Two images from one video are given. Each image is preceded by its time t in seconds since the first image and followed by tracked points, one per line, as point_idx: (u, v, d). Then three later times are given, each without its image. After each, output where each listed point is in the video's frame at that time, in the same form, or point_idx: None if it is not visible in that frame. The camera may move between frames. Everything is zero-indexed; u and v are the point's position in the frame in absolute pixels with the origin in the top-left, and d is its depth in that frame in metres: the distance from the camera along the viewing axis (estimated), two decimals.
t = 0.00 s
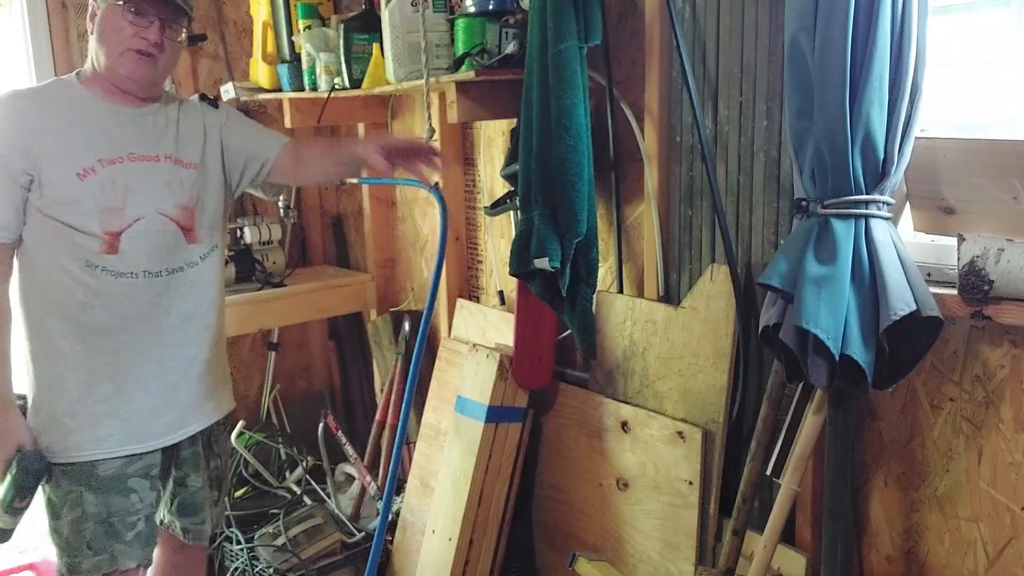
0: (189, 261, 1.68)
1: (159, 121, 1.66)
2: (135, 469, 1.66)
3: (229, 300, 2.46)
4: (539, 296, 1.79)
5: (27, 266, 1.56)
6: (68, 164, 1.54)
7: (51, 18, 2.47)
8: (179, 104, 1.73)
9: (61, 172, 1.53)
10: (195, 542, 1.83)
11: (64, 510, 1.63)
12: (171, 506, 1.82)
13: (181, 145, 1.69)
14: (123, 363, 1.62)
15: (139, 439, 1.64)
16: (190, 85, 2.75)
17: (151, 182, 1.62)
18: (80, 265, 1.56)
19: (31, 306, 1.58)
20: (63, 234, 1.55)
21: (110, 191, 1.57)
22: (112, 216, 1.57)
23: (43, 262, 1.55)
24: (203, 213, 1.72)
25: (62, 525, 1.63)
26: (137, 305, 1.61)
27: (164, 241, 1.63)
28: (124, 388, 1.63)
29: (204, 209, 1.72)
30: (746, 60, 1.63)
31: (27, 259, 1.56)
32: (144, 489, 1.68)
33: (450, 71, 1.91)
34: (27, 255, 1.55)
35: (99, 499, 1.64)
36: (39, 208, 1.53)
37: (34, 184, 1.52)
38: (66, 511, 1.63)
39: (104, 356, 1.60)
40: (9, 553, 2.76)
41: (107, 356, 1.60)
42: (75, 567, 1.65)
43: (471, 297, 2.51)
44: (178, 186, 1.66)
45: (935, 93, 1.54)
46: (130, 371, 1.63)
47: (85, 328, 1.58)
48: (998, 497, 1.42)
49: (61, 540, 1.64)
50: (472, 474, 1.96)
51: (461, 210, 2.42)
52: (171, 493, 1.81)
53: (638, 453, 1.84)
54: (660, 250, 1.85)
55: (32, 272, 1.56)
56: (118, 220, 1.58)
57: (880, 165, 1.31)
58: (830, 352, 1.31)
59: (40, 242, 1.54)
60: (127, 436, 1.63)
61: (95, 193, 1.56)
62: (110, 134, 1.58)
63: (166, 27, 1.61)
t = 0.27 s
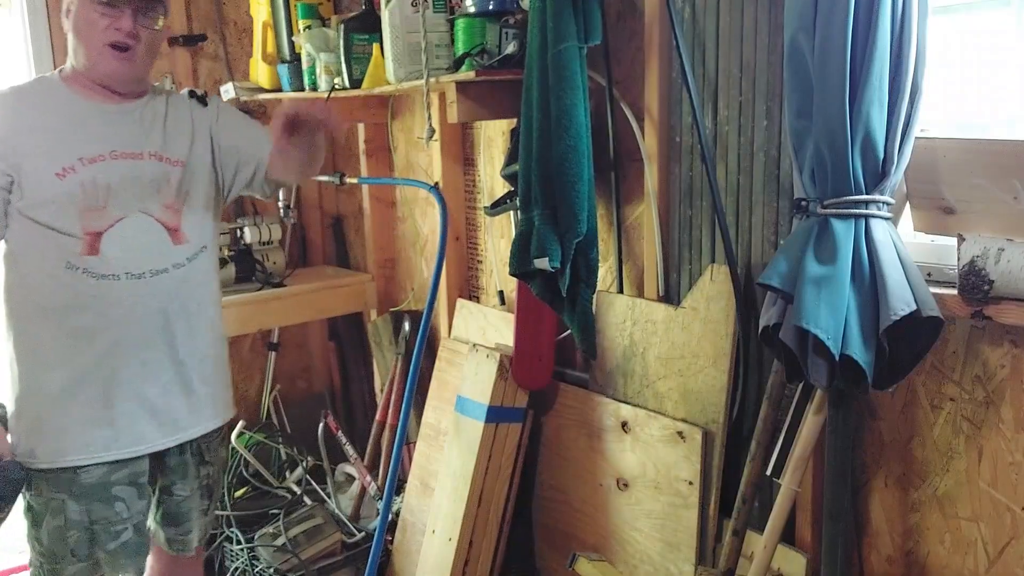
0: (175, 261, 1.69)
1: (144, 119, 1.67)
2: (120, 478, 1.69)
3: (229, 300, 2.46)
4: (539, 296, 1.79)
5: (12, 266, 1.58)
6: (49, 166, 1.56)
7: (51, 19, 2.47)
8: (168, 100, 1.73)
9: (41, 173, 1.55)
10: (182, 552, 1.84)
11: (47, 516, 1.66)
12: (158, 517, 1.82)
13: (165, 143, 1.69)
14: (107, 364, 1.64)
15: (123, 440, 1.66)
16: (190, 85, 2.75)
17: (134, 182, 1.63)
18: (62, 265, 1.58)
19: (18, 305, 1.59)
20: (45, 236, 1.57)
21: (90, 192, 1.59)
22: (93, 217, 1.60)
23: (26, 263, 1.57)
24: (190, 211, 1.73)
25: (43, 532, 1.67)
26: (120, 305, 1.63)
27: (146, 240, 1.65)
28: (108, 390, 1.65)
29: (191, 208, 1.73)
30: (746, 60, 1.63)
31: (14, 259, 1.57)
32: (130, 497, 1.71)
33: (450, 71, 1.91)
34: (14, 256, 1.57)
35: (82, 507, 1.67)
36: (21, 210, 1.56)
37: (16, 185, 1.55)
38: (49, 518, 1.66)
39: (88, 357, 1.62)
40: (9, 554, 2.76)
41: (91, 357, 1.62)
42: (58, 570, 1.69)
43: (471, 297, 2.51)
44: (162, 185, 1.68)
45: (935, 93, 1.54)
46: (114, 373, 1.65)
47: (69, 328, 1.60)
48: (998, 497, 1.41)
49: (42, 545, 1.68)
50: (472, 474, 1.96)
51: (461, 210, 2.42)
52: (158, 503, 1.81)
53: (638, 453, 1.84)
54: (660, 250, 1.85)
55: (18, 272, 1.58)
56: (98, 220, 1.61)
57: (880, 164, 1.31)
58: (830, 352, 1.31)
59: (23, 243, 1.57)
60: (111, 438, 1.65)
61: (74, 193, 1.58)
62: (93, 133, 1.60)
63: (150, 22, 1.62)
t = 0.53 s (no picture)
0: (158, 270, 1.61)
1: (129, 120, 1.59)
2: (108, 487, 1.63)
3: (211, 301, 2.41)
4: (539, 296, 1.79)
5: None
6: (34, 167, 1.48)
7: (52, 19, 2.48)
8: (152, 98, 1.66)
9: (20, 180, 1.46)
10: (173, 561, 1.79)
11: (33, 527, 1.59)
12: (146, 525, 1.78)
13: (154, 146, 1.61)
14: (87, 382, 1.55)
15: (105, 461, 1.59)
16: (190, 85, 2.75)
17: (116, 188, 1.55)
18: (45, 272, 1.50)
19: None
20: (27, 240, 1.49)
21: (70, 198, 1.50)
22: (73, 224, 1.51)
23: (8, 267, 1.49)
24: (174, 217, 1.65)
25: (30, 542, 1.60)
26: (101, 318, 1.54)
27: (132, 249, 1.57)
28: (87, 409, 1.56)
29: (176, 213, 1.65)
30: (746, 60, 1.63)
31: None
32: (116, 507, 1.65)
33: (450, 71, 1.91)
34: None
35: (69, 517, 1.61)
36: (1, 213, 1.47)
37: None
38: (35, 528, 1.59)
39: (66, 373, 1.54)
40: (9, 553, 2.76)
41: (69, 373, 1.54)
42: None
43: (471, 297, 2.51)
44: (147, 190, 1.59)
45: (935, 92, 1.54)
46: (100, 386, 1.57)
47: (50, 337, 1.52)
48: (998, 497, 1.41)
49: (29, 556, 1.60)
50: (472, 474, 1.96)
51: (461, 210, 2.42)
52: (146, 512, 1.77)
53: (638, 453, 1.84)
54: (660, 250, 1.85)
55: None
56: (80, 228, 1.51)
57: (880, 165, 1.31)
58: (830, 352, 1.30)
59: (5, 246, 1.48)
60: (95, 454, 1.58)
61: (55, 200, 1.49)
62: (79, 135, 1.52)
63: (132, 20, 1.61)
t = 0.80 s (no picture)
0: (154, 276, 1.62)
1: (127, 126, 1.60)
2: (96, 492, 1.60)
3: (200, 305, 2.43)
4: (539, 296, 1.79)
5: None
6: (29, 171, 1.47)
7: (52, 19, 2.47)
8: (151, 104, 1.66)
9: (18, 182, 1.46)
10: (169, 564, 1.78)
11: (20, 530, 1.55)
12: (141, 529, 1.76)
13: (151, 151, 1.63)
14: (81, 387, 1.55)
15: (101, 463, 1.59)
16: (191, 85, 2.75)
17: (116, 193, 1.56)
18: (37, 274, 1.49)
19: None
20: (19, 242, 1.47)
21: (70, 202, 1.50)
22: (71, 227, 1.50)
23: None
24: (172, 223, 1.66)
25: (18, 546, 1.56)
26: (96, 323, 1.55)
27: (128, 253, 1.57)
28: (82, 414, 1.56)
29: (173, 219, 1.66)
30: (746, 60, 1.63)
31: None
32: (105, 510, 1.63)
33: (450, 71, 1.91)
34: None
35: (59, 520, 1.57)
36: None
37: None
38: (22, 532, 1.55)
39: (61, 377, 1.53)
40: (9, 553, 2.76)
41: (63, 377, 1.53)
42: None
43: (471, 297, 2.51)
44: (146, 196, 1.60)
45: (935, 93, 1.55)
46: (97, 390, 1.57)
47: (44, 340, 1.51)
48: (998, 497, 1.42)
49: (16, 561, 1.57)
50: (472, 474, 1.96)
51: (461, 210, 2.42)
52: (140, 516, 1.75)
53: (638, 454, 1.84)
54: (660, 250, 1.85)
55: None
56: (78, 232, 1.51)
57: (880, 165, 1.31)
58: (830, 353, 1.31)
59: None
60: (90, 457, 1.57)
61: (53, 203, 1.49)
62: (76, 139, 1.52)
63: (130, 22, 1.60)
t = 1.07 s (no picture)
0: (156, 276, 1.62)
1: (129, 130, 1.59)
2: (95, 488, 1.61)
3: (203, 304, 2.43)
4: (539, 296, 1.80)
5: None
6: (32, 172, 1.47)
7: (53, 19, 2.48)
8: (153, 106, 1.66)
9: (22, 182, 1.46)
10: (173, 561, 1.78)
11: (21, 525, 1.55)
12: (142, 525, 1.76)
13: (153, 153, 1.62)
14: (82, 387, 1.55)
15: (102, 460, 1.59)
16: (191, 85, 2.75)
17: (120, 194, 1.56)
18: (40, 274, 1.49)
19: None
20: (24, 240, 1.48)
21: (75, 202, 1.51)
22: (76, 227, 1.51)
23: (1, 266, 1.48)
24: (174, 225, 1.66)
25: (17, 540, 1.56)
26: (96, 323, 1.55)
27: (130, 253, 1.57)
28: (85, 414, 1.56)
29: (177, 220, 1.67)
30: (746, 60, 1.63)
31: None
32: (107, 505, 1.63)
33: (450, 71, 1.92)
34: None
35: (61, 515, 1.58)
36: None
37: None
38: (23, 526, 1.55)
39: (62, 376, 1.53)
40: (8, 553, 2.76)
41: (66, 377, 1.54)
42: None
43: (471, 297, 2.52)
44: (151, 197, 1.61)
45: (934, 93, 1.55)
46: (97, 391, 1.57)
47: (45, 339, 1.51)
48: (998, 497, 1.42)
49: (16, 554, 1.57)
50: (472, 474, 1.97)
51: (461, 210, 2.42)
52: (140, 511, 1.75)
53: (638, 454, 1.85)
54: (660, 250, 1.85)
55: None
56: (83, 232, 1.51)
57: (880, 165, 1.32)
58: (830, 352, 1.31)
59: None
60: (91, 454, 1.58)
61: (59, 203, 1.49)
62: (78, 141, 1.52)
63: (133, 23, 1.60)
